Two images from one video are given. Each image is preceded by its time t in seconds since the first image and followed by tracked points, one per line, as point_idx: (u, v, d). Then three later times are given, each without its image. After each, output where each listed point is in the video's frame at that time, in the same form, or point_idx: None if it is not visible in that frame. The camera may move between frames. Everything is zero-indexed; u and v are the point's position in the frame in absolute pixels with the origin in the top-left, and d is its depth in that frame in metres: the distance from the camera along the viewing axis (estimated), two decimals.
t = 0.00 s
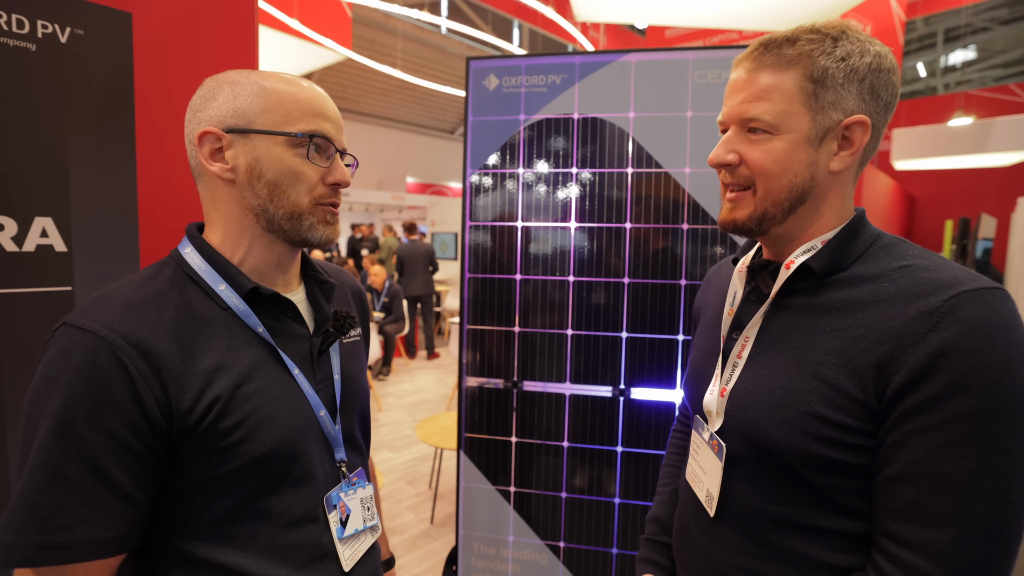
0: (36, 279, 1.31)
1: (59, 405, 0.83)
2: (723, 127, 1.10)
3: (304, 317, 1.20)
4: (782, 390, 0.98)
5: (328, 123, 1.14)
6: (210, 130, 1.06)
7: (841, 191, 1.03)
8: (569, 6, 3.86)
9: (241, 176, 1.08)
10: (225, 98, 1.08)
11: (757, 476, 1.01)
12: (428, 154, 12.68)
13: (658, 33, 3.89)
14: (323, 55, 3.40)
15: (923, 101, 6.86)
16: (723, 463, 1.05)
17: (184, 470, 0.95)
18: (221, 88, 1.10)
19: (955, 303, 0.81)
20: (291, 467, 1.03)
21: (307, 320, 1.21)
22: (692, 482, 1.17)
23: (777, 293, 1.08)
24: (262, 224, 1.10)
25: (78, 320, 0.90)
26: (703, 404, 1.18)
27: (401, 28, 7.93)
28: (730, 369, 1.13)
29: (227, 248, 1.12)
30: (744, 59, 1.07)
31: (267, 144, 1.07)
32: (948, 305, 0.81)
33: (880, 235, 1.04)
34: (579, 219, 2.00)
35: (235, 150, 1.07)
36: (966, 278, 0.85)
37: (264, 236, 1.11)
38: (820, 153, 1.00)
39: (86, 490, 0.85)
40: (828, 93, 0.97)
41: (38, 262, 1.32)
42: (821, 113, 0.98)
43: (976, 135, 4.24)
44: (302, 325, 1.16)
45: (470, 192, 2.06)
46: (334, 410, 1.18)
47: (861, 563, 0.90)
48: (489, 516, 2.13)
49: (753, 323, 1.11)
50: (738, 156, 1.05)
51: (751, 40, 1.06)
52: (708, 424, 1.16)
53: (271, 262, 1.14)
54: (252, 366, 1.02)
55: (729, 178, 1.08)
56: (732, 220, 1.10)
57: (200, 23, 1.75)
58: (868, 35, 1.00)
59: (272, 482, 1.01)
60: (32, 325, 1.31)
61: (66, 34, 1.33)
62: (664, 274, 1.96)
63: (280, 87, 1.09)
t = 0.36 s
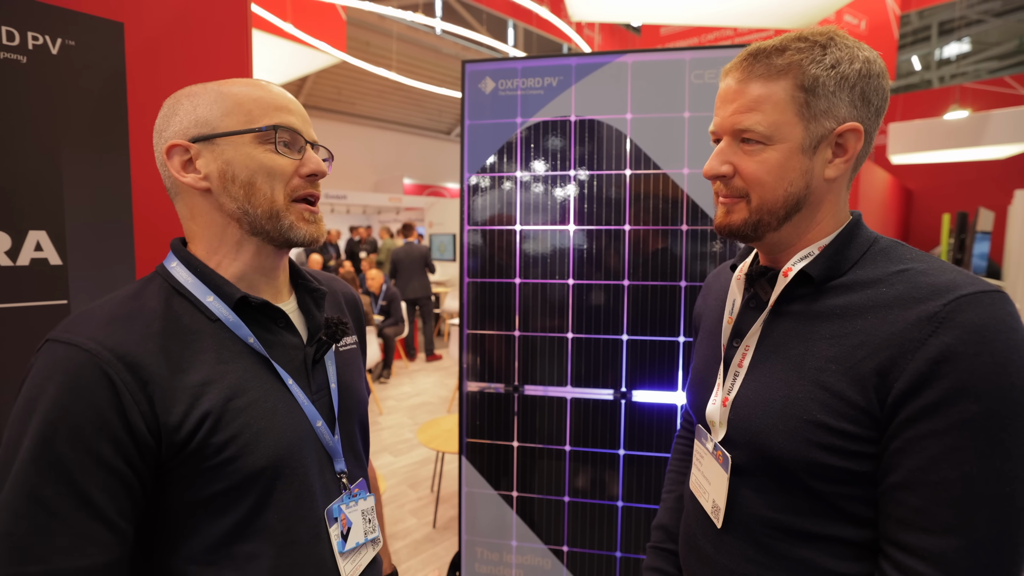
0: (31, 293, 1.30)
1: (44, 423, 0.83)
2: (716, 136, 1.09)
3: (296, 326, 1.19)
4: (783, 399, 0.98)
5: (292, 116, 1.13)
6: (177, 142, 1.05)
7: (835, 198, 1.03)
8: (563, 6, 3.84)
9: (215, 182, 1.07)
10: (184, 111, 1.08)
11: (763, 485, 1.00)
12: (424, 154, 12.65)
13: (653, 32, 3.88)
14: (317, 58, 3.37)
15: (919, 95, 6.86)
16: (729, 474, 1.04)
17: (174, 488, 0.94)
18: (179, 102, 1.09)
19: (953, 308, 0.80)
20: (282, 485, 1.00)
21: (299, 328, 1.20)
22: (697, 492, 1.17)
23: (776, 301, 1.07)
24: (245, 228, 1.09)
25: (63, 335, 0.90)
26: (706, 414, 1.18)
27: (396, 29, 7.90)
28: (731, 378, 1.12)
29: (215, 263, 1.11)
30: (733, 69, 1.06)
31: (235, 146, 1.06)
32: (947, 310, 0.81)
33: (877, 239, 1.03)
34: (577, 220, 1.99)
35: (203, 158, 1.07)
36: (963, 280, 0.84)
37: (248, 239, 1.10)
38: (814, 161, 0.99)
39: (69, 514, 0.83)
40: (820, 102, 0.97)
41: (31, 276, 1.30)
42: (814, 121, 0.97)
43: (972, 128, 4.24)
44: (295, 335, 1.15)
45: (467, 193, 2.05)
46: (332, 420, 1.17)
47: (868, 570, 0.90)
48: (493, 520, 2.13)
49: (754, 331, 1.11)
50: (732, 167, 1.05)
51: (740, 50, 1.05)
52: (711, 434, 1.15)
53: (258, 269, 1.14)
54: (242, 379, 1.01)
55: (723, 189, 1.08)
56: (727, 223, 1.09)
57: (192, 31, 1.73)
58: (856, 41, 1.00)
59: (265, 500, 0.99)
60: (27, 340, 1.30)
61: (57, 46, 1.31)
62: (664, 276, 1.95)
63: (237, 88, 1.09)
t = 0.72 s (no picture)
0: (28, 297, 1.29)
1: (23, 430, 0.82)
2: (722, 137, 1.08)
3: (292, 335, 1.18)
4: (792, 404, 0.97)
5: (314, 135, 1.11)
6: (192, 146, 1.04)
7: (841, 203, 1.02)
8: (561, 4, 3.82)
9: (226, 192, 1.05)
10: (206, 115, 1.06)
11: (771, 489, 0.99)
12: (422, 152, 12.61)
13: (651, 29, 3.86)
14: (313, 57, 3.35)
15: (918, 92, 6.85)
16: (737, 480, 1.03)
17: (159, 493, 0.93)
18: (205, 104, 1.07)
19: (965, 314, 0.80)
20: (273, 494, 0.99)
21: (296, 339, 1.20)
22: (702, 497, 1.16)
23: (783, 305, 1.06)
24: (250, 241, 1.07)
25: (45, 339, 0.89)
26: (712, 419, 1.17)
27: (393, 27, 7.86)
28: (737, 383, 1.11)
29: (211, 269, 1.09)
30: (740, 68, 1.05)
31: (251, 158, 1.05)
32: (958, 316, 0.80)
33: (884, 243, 1.02)
34: (578, 220, 1.98)
35: (218, 166, 1.05)
36: (974, 286, 0.84)
37: (251, 252, 1.09)
38: (821, 164, 0.98)
39: (47, 520, 0.82)
40: (829, 104, 0.96)
41: (27, 280, 1.29)
42: (822, 124, 0.96)
43: (972, 125, 4.22)
44: (290, 344, 1.14)
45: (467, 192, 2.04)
46: (328, 432, 1.16)
47: None
48: (493, 521, 2.12)
49: (760, 336, 1.09)
50: (737, 167, 1.03)
51: (749, 49, 1.04)
52: (718, 439, 1.14)
53: (257, 280, 1.12)
54: (232, 387, 1.00)
55: (727, 189, 1.07)
56: (728, 226, 1.08)
57: (187, 30, 1.71)
58: (868, 42, 0.99)
59: (255, 509, 0.98)
60: (24, 345, 1.28)
61: (49, 45, 1.29)
62: (665, 276, 1.94)
63: (261, 100, 1.07)
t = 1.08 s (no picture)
0: (31, 293, 1.28)
1: (30, 436, 0.81)
2: (736, 129, 1.08)
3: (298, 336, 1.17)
4: (805, 409, 0.97)
5: (343, 157, 1.08)
6: (218, 154, 1.03)
7: (852, 204, 1.02)
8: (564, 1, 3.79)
9: (245, 205, 1.05)
10: (239, 123, 1.05)
11: (782, 492, 1.00)
12: (424, 150, 12.59)
13: (655, 26, 3.84)
14: (315, 54, 3.33)
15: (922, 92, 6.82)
16: (750, 485, 1.03)
17: (164, 498, 0.93)
18: (239, 109, 1.06)
19: (984, 322, 0.79)
20: (275, 496, 1.00)
21: (302, 342, 1.19)
22: (711, 501, 1.16)
23: (794, 308, 1.05)
24: (261, 256, 1.06)
25: (51, 344, 0.88)
26: (722, 423, 1.17)
27: (395, 23, 7.83)
28: (748, 388, 1.11)
29: (218, 268, 1.08)
30: (762, 59, 1.04)
31: (275, 175, 1.03)
32: (977, 324, 0.80)
33: (899, 243, 1.03)
34: (582, 219, 1.97)
35: (242, 177, 1.04)
36: (993, 292, 0.83)
37: (262, 266, 1.08)
38: (835, 165, 0.98)
39: (58, 524, 0.82)
40: (850, 102, 0.96)
41: (31, 276, 1.28)
42: (841, 122, 0.97)
43: (976, 126, 4.19)
44: (296, 347, 1.13)
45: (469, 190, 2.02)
46: (329, 435, 1.16)
47: None
48: (495, 519, 2.11)
49: (771, 340, 1.09)
50: (748, 162, 1.03)
51: (772, 39, 1.03)
52: (728, 443, 1.15)
53: (265, 288, 1.11)
54: (237, 390, 1.00)
55: (736, 184, 1.07)
56: (736, 222, 1.09)
57: (190, 25, 1.70)
58: (893, 41, 0.99)
59: (257, 509, 0.99)
60: (30, 340, 1.28)
61: (51, 39, 1.28)
62: (670, 276, 1.93)
63: (297, 112, 1.05)
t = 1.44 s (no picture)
0: (31, 292, 1.28)
1: (55, 437, 0.82)
2: (738, 130, 1.09)
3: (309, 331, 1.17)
4: (811, 408, 0.99)
5: (301, 132, 1.05)
6: (179, 155, 1.02)
7: (854, 203, 1.03)
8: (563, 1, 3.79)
9: (219, 201, 1.04)
10: (192, 119, 1.03)
11: (788, 491, 1.01)
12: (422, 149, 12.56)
13: (654, 25, 3.83)
14: (314, 52, 3.32)
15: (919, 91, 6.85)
16: (753, 483, 1.05)
17: (191, 495, 0.94)
18: (188, 104, 1.04)
19: (990, 320, 0.81)
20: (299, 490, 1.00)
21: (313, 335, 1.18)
22: (715, 500, 1.18)
23: (797, 306, 1.07)
24: (248, 249, 1.06)
25: (69, 347, 0.88)
26: (726, 422, 1.18)
27: (394, 22, 7.82)
28: (753, 386, 1.12)
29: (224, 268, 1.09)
30: (764, 59, 1.05)
31: (237, 166, 1.02)
32: (983, 322, 0.82)
33: (899, 241, 1.04)
34: (583, 218, 1.97)
35: (208, 174, 1.04)
36: (995, 288, 0.86)
37: (251, 259, 1.08)
38: (837, 165, 1.00)
39: (90, 523, 0.83)
40: (851, 102, 0.97)
41: (33, 274, 1.28)
42: (842, 123, 0.98)
43: (973, 125, 4.22)
44: (308, 341, 1.12)
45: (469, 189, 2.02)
46: (343, 425, 1.16)
47: None
48: (496, 518, 2.12)
49: (775, 339, 1.10)
50: (751, 163, 1.05)
51: (773, 39, 1.04)
52: (732, 442, 1.16)
53: (268, 280, 1.11)
54: (256, 385, 1.00)
55: (739, 184, 1.08)
56: (740, 222, 1.10)
57: (191, 23, 1.70)
58: (893, 40, 1.00)
59: (281, 503, 0.99)
60: (31, 339, 1.28)
61: (54, 37, 1.28)
62: (671, 275, 1.94)
63: (245, 94, 1.02)
